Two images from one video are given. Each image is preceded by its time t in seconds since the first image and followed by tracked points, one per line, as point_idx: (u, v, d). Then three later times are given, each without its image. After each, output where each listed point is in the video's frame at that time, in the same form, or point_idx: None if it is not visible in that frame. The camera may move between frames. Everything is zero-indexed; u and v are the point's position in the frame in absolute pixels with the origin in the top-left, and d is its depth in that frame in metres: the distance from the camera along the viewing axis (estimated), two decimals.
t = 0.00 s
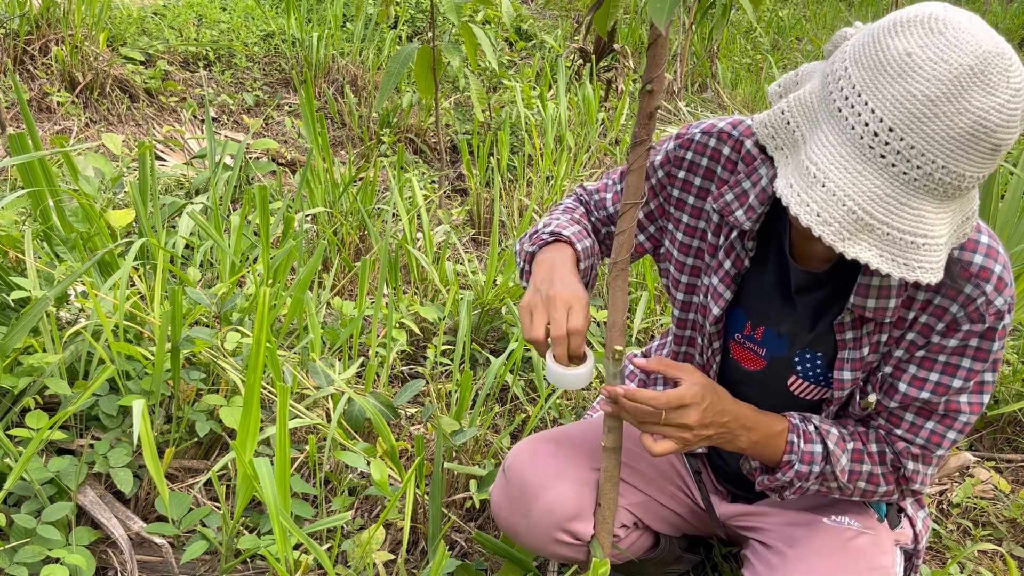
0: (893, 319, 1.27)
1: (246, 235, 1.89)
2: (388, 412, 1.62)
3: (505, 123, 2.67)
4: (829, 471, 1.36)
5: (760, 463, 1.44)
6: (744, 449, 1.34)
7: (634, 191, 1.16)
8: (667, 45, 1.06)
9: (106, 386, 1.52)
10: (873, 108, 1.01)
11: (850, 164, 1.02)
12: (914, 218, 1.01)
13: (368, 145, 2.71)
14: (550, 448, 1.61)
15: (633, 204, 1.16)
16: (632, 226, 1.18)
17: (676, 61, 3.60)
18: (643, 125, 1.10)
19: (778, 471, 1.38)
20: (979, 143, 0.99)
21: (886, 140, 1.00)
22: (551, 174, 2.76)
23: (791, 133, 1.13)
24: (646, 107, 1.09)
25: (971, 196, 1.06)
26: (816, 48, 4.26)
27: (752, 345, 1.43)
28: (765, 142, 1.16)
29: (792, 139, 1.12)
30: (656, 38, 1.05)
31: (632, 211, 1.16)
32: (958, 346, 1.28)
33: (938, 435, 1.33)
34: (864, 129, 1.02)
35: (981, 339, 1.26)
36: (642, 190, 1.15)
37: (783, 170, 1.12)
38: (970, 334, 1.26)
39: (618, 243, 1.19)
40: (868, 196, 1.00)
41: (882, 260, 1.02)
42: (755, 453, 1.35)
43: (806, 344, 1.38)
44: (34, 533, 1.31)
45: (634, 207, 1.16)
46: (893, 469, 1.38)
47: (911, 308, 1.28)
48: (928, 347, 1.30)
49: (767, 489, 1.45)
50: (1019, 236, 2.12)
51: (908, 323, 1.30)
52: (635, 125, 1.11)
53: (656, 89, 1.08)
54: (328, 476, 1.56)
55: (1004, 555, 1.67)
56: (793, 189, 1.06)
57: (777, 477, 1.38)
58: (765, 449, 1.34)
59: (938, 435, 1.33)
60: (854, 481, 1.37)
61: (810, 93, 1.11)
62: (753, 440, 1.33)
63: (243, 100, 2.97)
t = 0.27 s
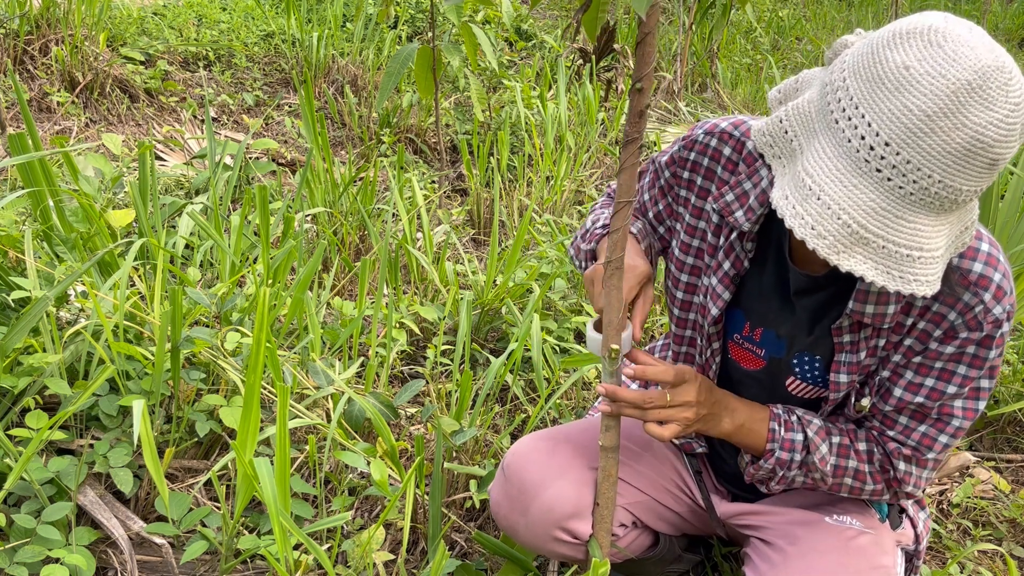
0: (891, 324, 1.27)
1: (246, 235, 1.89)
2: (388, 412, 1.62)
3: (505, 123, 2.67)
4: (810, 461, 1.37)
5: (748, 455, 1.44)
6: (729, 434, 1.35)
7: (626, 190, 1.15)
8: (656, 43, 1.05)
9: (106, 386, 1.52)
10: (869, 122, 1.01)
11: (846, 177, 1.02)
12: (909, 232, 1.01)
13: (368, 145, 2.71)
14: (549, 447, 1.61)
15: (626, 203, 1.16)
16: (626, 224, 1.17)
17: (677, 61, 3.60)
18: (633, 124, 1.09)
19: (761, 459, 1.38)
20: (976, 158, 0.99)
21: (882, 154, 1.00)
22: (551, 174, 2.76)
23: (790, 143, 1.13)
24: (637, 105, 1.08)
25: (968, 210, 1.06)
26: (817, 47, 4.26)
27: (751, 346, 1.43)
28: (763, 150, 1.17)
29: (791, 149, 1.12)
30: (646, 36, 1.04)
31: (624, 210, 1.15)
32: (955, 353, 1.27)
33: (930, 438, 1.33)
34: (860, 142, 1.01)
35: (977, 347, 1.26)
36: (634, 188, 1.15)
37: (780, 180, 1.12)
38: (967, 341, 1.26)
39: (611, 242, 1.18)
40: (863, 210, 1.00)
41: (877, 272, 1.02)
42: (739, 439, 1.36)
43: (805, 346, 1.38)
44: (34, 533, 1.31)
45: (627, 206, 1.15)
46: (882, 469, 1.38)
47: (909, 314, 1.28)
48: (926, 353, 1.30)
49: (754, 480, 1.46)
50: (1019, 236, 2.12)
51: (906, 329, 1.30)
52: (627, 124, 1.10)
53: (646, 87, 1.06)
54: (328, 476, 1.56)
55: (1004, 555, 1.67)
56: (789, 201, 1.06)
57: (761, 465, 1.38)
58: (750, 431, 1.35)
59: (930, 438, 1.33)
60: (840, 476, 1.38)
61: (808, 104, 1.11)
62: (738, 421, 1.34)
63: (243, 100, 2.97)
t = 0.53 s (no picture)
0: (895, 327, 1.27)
1: (246, 235, 1.89)
2: (388, 412, 1.62)
3: (505, 123, 2.67)
4: (831, 475, 1.36)
5: (765, 472, 1.45)
6: (747, 460, 1.35)
7: (633, 193, 1.15)
8: (664, 45, 1.05)
9: (106, 386, 1.52)
10: (871, 129, 1.01)
11: (848, 185, 1.02)
12: (912, 238, 1.01)
13: (368, 145, 2.71)
14: (553, 448, 1.61)
15: (632, 205, 1.16)
16: (632, 226, 1.17)
17: (677, 62, 3.60)
18: (641, 126, 1.10)
19: (782, 478, 1.39)
20: (978, 164, 0.99)
21: (884, 161, 1.00)
22: (551, 174, 2.76)
23: (791, 150, 1.12)
24: (644, 107, 1.09)
25: (970, 214, 1.06)
26: (817, 47, 4.26)
27: (753, 348, 1.43)
28: (764, 157, 1.16)
29: (792, 156, 1.12)
30: (653, 38, 1.05)
31: (631, 211, 1.15)
32: (960, 354, 1.27)
33: (941, 442, 1.33)
34: (862, 150, 1.01)
35: (982, 348, 1.26)
36: (641, 190, 1.14)
37: (782, 188, 1.12)
38: (972, 342, 1.26)
39: (617, 244, 1.18)
40: (866, 217, 1.00)
41: (880, 278, 1.02)
42: (758, 463, 1.36)
43: (807, 348, 1.37)
44: (34, 533, 1.31)
45: (633, 207, 1.15)
46: (897, 474, 1.38)
47: (912, 315, 1.28)
48: (930, 354, 1.29)
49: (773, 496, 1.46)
50: (1018, 236, 2.12)
51: (909, 330, 1.30)
52: (634, 125, 1.11)
53: (654, 89, 1.07)
54: (328, 476, 1.56)
55: (1004, 555, 1.67)
56: (791, 210, 1.06)
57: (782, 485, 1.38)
58: (768, 456, 1.35)
59: (941, 441, 1.32)
60: (858, 485, 1.38)
61: (809, 111, 1.11)
62: (756, 447, 1.34)
63: (243, 100, 2.97)
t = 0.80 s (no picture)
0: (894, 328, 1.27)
1: (246, 235, 1.89)
2: (388, 412, 1.62)
3: (505, 123, 2.67)
4: (826, 481, 1.37)
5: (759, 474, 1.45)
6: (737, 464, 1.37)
7: (637, 195, 1.15)
8: (674, 47, 1.06)
9: (106, 386, 1.52)
10: (875, 133, 1.01)
11: (853, 189, 1.01)
12: (916, 241, 1.01)
13: (368, 145, 2.71)
14: (552, 448, 1.61)
15: (638, 207, 1.16)
16: (637, 228, 1.18)
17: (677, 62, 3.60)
18: (649, 128, 1.09)
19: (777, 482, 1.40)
20: (982, 167, 0.99)
21: (889, 165, 1.00)
22: (551, 174, 2.76)
23: (792, 153, 1.11)
24: (652, 108, 1.08)
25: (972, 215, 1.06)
26: (817, 47, 4.26)
27: (753, 350, 1.43)
28: (765, 160, 1.15)
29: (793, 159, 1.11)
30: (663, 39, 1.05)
31: (635, 214, 1.15)
32: (958, 353, 1.27)
33: (937, 441, 1.32)
34: (867, 154, 1.01)
35: (980, 346, 1.26)
36: (645, 193, 1.15)
37: (785, 192, 1.11)
38: (970, 341, 1.26)
39: (620, 246, 1.19)
40: (871, 222, 1.00)
41: (886, 282, 1.03)
42: (750, 466, 1.37)
43: (806, 350, 1.37)
44: (34, 533, 1.31)
45: (638, 210, 1.15)
46: (892, 475, 1.38)
47: (912, 315, 1.28)
48: (928, 353, 1.29)
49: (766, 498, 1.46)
50: (1018, 236, 2.12)
51: (908, 330, 1.29)
52: (641, 126, 1.10)
53: (663, 91, 1.07)
54: (328, 476, 1.56)
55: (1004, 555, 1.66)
56: (795, 214, 1.06)
57: (776, 489, 1.39)
58: (758, 463, 1.36)
59: (937, 441, 1.32)
60: (852, 488, 1.38)
61: (810, 114, 1.10)
62: (746, 456, 1.35)
63: (243, 100, 2.97)
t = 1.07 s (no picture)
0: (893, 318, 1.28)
1: (246, 235, 1.89)
2: (388, 412, 1.62)
3: (505, 123, 2.67)
4: (820, 471, 1.36)
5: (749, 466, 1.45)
6: (731, 452, 1.35)
7: (634, 195, 1.16)
8: (668, 48, 1.04)
9: (106, 386, 1.52)
10: (872, 116, 1.01)
11: (851, 172, 1.01)
12: (915, 223, 1.01)
13: (368, 145, 2.71)
14: (550, 451, 1.61)
15: (635, 208, 1.16)
16: (633, 229, 1.19)
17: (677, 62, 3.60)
18: (645, 128, 1.09)
19: (770, 473, 1.39)
20: (979, 147, 0.99)
21: (887, 147, 1.00)
22: (551, 174, 2.76)
23: (789, 142, 1.11)
24: (649, 110, 1.08)
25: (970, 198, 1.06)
26: (817, 48, 4.26)
27: (753, 348, 1.43)
28: (761, 149, 1.15)
29: (791, 148, 1.11)
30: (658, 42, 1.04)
31: (632, 215, 1.16)
32: (953, 339, 1.28)
33: (930, 428, 1.33)
34: (864, 137, 1.01)
35: (974, 332, 1.27)
36: (642, 193, 1.15)
37: (782, 179, 1.11)
38: (965, 327, 1.27)
39: (617, 248, 1.19)
40: (870, 204, 1.00)
41: (886, 265, 1.02)
42: (744, 454, 1.36)
43: (805, 345, 1.38)
44: (34, 533, 1.31)
45: (635, 211, 1.16)
46: (884, 468, 1.38)
47: (909, 303, 1.28)
48: (924, 340, 1.30)
49: (757, 491, 1.46)
50: (1018, 236, 2.12)
51: (904, 318, 1.30)
52: (637, 128, 1.10)
53: (658, 92, 1.07)
54: (328, 476, 1.56)
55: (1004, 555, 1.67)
56: (793, 199, 1.05)
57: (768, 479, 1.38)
58: (753, 450, 1.35)
59: (930, 427, 1.33)
60: (845, 479, 1.37)
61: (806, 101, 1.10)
62: (739, 444, 1.34)
63: (243, 100, 2.97)
